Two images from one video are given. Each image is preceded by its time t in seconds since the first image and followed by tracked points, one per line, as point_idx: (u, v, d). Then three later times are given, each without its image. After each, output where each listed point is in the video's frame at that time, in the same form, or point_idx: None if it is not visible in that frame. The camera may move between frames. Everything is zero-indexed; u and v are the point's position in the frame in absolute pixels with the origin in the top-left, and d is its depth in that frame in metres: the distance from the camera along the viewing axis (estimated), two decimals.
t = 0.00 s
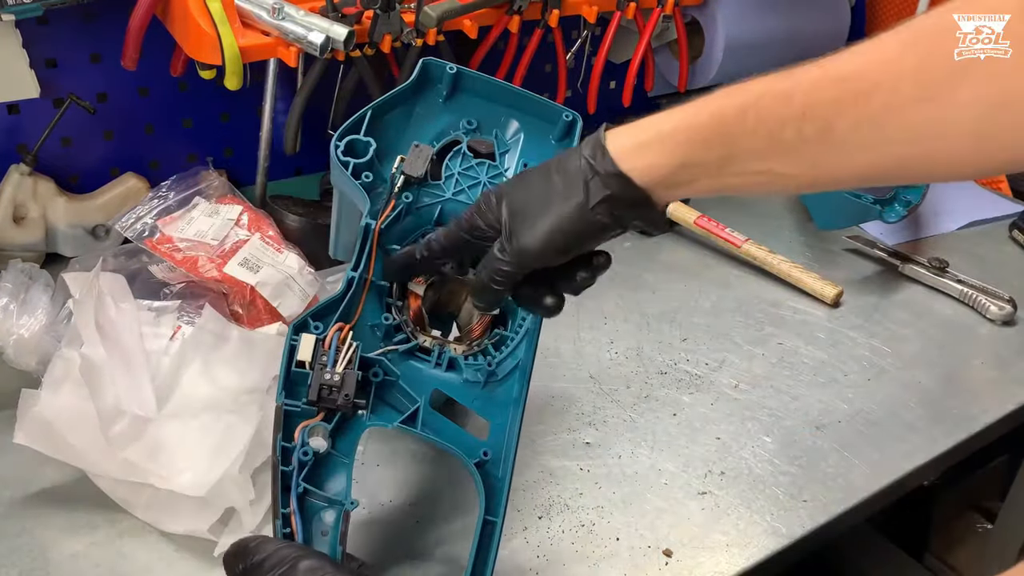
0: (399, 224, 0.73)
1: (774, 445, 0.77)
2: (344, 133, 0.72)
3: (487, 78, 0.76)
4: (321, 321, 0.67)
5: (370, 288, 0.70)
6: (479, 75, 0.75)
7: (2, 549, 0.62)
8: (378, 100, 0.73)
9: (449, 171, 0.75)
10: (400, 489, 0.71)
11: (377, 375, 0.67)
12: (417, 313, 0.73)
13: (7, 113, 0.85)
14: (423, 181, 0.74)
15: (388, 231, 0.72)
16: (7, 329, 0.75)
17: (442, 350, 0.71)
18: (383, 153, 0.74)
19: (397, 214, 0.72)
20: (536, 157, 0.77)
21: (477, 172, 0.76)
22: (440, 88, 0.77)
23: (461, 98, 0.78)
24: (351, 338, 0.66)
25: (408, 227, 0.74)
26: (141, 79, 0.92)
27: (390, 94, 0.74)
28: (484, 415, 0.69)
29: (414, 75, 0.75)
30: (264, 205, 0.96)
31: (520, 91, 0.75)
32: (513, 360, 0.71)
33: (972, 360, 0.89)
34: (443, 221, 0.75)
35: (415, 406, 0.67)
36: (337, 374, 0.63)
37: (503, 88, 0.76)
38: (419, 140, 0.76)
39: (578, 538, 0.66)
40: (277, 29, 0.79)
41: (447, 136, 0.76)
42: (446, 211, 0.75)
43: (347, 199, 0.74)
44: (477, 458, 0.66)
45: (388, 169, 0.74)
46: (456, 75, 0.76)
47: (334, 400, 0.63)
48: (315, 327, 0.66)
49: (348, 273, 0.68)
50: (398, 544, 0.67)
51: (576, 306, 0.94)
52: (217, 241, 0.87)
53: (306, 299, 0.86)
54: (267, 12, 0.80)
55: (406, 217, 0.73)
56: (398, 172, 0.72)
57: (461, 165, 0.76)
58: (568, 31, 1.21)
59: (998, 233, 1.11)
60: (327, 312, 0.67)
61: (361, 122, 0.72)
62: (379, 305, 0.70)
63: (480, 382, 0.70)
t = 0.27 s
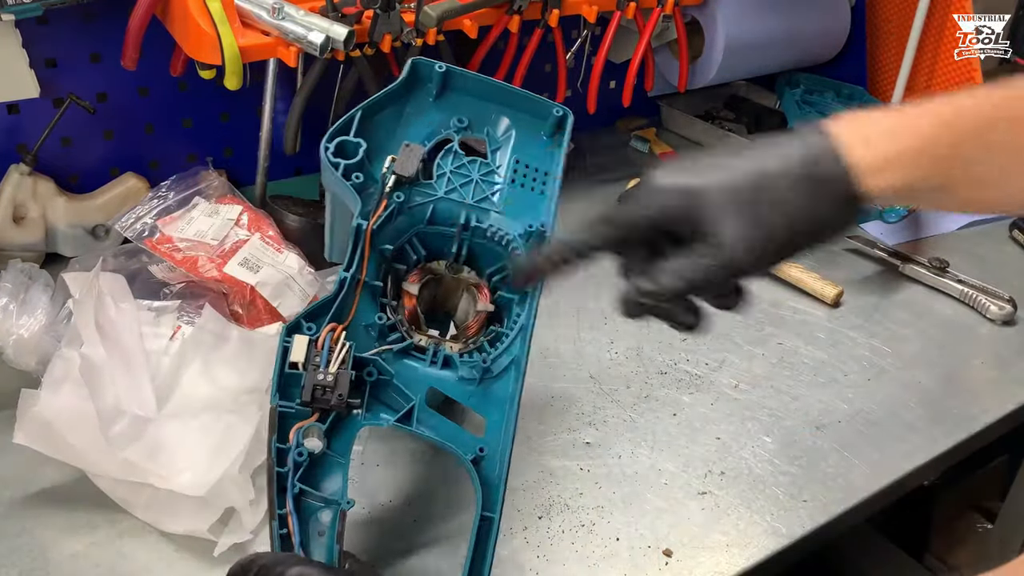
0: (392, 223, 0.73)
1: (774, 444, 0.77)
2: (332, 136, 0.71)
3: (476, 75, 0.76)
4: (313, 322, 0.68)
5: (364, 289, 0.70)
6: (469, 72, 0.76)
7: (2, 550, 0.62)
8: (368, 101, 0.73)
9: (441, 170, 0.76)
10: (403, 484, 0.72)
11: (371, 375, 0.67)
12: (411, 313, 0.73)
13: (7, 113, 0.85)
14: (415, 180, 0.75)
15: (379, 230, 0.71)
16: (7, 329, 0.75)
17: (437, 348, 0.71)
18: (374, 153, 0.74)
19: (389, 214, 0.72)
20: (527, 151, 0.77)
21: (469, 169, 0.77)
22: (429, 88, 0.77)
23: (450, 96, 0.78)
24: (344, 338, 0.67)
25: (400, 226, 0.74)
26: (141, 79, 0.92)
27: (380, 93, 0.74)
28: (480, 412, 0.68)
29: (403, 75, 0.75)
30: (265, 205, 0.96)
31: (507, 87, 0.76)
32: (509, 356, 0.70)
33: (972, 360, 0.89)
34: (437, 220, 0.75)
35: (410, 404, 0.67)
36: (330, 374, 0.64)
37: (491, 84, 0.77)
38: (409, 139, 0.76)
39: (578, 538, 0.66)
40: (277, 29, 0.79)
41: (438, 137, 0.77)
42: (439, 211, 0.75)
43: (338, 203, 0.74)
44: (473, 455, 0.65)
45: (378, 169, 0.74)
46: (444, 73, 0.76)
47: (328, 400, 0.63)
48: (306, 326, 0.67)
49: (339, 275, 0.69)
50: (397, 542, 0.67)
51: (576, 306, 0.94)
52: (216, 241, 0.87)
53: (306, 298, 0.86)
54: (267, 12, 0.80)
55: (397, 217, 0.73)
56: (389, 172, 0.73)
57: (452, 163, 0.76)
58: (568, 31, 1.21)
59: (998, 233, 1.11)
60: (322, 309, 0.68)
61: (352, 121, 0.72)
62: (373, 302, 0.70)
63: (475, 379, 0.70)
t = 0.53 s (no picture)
0: (322, 230, 0.74)
1: (774, 444, 0.77)
2: (248, 162, 0.74)
3: (373, 71, 0.80)
4: (247, 341, 0.65)
5: (303, 299, 0.70)
6: (365, 71, 0.80)
7: (2, 550, 0.62)
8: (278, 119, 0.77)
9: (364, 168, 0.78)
10: (386, 484, 0.70)
11: (312, 379, 0.64)
12: (362, 310, 0.72)
13: (7, 113, 0.85)
14: (338, 187, 0.77)
15: (307, 236, 0.73)
16: (7, 329, 0.75)
17: (384, 341, 0.68)
18: (293, 173, 0.77)
19: (316, 222, 0.74)
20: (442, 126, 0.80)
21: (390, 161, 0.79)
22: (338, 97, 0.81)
23: (355, 101, 0.82)
24: (278, 350, 0.64)
25: (333, 233, 0.75)
26: (140, 79, 0.92)
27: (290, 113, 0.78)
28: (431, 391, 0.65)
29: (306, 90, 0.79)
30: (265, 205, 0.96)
31: (406, 70, 0.80)
32: (453, 335, 0.68)
33: (972, 360, 0.89)
34: (369, 220, 0.76)
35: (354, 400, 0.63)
36: (263, 387, 0.61)
37: (390, 77, 0.80)
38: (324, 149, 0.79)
39: (579, 539, 0.66)
40: (277, 29, 0.79)
41: (357, 138, 0.80)
42: (368, 211, 0.76)
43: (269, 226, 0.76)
44: (421, 434, 0.62)
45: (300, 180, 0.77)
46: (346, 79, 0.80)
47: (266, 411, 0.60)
48: (240, 347, 0.64)
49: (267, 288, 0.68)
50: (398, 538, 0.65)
51: (576, 306, 0.94)
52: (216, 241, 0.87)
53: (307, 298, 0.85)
54: (267, 12, 0.80)
55: (328, 222, 0.75)
56: (309, 183, 0.75)
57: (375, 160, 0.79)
58: (568, 32, 1.22)
59: (998, 233, 1.11)
60: (251, 329, 0.66)
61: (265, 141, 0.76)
62: (316, 306, 0.70)
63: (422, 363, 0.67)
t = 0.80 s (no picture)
0: (284, 244, 0.72)
1: (774, 444, 0.77)
2: (205, 189, 0.71)
3: (318, 78, 0.79)
4: (219, 358, 0.66)
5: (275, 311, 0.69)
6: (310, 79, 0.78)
7: (2, 550, 0.62)
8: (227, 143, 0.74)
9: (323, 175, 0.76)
10: (382, 484, 0.70)
11: (285, 384, 0.65)
12: (338, 312, 0.71)
13: (7, 113, 0.85)
14: (296, 198, 0.74)
15: (270, 249, 0.71)
16: (7, 329, 0.75)
17: (357, 339, 0.67)
18: (249, 192, 0.74)
19: (278, 235, 0.72)
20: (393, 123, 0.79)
21: (348, 163, 0.77)
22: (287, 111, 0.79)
23: (307, 113, 0.80)
24: (249, 362, 0.64)
25: (299, 244, 0.73)
26: (140, 79, 0.92)
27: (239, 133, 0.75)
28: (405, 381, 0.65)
29: (252, 109, 0.76)
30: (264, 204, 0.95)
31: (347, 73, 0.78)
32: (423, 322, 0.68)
33: (972, 360, 0.89)
34: (334, 224, 0.73)
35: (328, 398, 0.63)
36: (237, 400, 0.61)
37: (336, 79, 0.79)
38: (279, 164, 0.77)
39: (579, 538, 0.66)
40: (277, 29, 0.79)
41: (310, 146, 0.77)
42: (331, 215, 0.73)
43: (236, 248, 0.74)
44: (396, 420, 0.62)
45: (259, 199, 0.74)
46: (292, 91, 0.78)
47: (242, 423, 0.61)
48: (215, 364, 0.65)
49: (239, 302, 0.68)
50: (397, 539, 0.65)
51: (576, 306, 0.94)
52: (216, 241, 0.87)
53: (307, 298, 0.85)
54: (267, 12, 0.80)
55: (290, 234, 0.73)
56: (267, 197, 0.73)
57: (333, 165, 0.76)
58: (568, 32, 1.22)
59: (998, 233, 1.11)
60: (224, 344, 0.66)
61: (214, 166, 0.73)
62: (293, 315, 0.70)
63: (396, 354, 0.67)
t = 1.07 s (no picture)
0: (219, 287, 0.69)
1: (774, 444, 0.77)
2: (133, 259, 0.69)
3: (208, 116, 0.70)
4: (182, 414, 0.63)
5: (229, 352, 0.66)
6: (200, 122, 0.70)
7: (2, 550, 0.62)
8: (145, 207, 0.71)
9: (240, 209, 0.70)
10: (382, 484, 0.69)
11: (245, 423, 0.61)
12: (295, 335, 0.69)
13: (7, 113, 0.85)
14: (218, 241, 0.70)
15: (208, 293, 0.68)
16: (6, 329, 0.75)
17: (307, 354, 0.64)
18: (177, 249, 0.71)
19: (213, 278, 0.68)
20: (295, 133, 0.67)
21: (261, 190, 0.70)
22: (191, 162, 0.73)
23: (213, 157, 0.73)
24: (206, 409, 0.61)
25: (235, 284, 0.69)
26: (140, 79, 0.92)
27: (153, 193, 0.71)
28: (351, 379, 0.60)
29: (158, 171, 0.71)
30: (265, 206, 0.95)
31: (235, 99, 0.68)
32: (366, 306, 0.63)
33: (972, 360, 0.89)
34: (262, 254, 0.69)
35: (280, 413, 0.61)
36: (198, 448, 0.59)
37: (225, 111, 0.69)
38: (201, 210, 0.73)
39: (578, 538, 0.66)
40: (277, 29, 0.79)
41: (224, 188, 0.72)
42: (255, 245, 0.69)
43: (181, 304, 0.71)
44: (349, 422, 0.57)
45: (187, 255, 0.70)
46: (194, 142, 0.72)
47: (211, 468, 0.58)
48: (177, 420, 0.62)
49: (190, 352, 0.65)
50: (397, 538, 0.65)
51: (576, 306, 0.94)
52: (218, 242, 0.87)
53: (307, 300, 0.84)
54: (267, 13, 0.80)
55: (227, 275, 0.69)
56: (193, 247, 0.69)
57: (248, 200, 0.70)
58: (568, 31, 1.22)
59: (998, 233, 1.11)
60: (178, 399, 0.63)
61: (140, 232, 0.70)
62: (250, 350, 0.67)
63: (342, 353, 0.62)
